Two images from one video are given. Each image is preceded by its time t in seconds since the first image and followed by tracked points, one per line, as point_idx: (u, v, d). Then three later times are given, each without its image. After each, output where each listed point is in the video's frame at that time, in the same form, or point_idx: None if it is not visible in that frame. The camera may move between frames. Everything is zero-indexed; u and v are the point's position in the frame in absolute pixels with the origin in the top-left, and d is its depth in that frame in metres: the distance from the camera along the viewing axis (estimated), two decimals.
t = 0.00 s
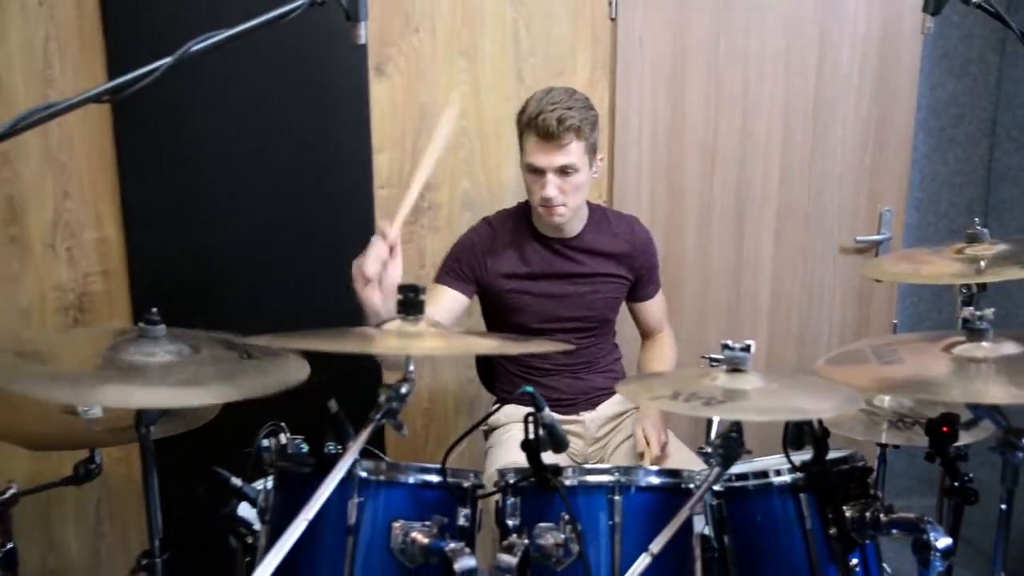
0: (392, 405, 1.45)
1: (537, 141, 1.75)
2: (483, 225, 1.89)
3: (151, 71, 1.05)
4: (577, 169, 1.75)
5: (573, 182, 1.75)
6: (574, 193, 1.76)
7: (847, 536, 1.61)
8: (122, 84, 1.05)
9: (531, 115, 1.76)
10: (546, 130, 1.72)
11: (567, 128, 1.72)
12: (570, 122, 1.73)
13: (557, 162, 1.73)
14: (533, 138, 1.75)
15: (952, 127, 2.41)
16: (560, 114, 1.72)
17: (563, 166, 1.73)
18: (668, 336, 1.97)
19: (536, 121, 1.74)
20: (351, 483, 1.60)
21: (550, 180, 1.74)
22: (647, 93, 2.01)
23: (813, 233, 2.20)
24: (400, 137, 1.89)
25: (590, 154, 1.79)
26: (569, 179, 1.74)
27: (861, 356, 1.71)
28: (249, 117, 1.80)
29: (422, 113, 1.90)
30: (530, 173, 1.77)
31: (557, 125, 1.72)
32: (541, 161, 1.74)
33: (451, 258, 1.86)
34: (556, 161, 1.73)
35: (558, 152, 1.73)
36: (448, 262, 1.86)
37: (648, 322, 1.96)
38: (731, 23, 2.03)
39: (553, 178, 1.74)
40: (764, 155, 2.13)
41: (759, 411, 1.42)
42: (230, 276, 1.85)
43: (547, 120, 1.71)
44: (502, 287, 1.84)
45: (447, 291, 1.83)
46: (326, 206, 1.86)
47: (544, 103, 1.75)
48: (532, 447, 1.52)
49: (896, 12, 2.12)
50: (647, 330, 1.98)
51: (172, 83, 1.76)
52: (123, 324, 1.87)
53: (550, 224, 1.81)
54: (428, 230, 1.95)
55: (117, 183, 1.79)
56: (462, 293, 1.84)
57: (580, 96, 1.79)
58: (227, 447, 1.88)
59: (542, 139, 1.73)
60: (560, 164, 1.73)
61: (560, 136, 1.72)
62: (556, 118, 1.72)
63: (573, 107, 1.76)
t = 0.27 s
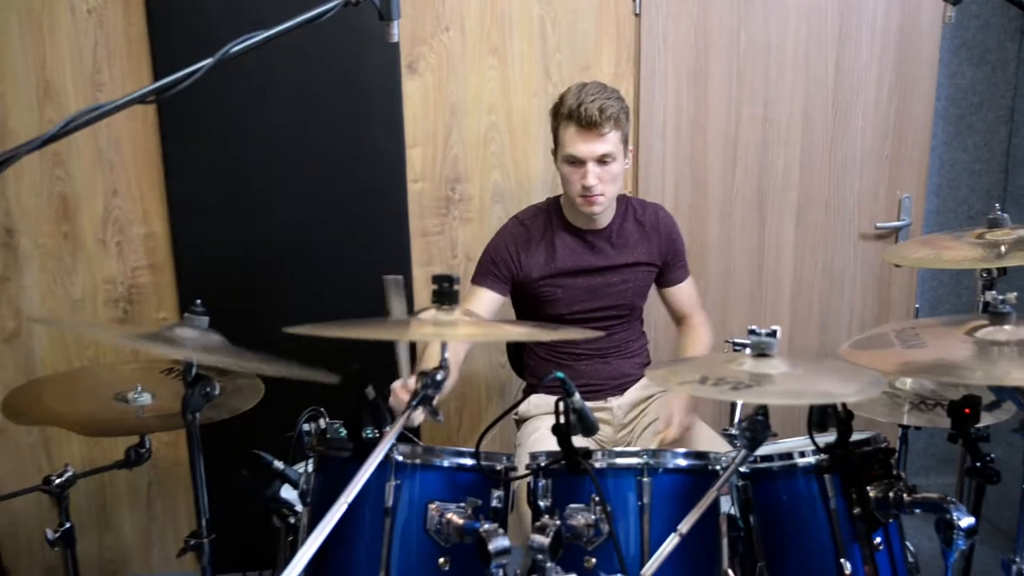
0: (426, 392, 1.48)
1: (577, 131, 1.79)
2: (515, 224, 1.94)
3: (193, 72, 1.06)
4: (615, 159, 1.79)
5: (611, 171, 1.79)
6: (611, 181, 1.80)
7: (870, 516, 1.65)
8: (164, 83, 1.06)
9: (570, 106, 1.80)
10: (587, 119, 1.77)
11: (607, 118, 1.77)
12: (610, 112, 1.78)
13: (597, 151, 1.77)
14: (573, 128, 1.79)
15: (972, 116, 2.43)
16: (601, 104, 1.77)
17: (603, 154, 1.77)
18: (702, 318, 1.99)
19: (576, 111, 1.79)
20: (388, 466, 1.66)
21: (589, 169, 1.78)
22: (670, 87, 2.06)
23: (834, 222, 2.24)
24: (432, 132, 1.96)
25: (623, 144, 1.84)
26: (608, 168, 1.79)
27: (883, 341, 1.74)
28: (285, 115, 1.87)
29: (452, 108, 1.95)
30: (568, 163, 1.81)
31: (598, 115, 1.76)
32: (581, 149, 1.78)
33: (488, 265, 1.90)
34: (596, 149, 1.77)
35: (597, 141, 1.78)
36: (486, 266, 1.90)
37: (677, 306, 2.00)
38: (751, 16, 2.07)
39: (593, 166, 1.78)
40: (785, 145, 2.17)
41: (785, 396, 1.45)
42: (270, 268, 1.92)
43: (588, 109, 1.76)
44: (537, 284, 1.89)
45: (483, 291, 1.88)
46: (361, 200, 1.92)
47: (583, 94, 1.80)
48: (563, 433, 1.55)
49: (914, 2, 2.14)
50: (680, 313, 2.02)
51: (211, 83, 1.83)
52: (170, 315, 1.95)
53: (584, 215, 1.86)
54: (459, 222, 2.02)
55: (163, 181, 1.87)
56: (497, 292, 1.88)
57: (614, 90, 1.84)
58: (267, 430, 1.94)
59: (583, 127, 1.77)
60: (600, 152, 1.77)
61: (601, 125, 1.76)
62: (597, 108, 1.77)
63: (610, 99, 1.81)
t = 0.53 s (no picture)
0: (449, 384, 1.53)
1: (585, 128, 1.84)
2: (535, 214, 2.00)
3: (223, 74, 1.10)
4: (623, 154, 1.84)
5: (619, 166, 1.84)
6: (621, 175, 1.85)
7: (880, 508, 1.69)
8: (195, 85, 1.11)
9: (579, 103, 1.85)
10: (592, 116, 1.82)
11: (613, 113, 1.81)
12: (616, 108, 1.82)
13: (604, 146, 1.82)
14: (581, 125, 1.84)
15: (982, 115, 2.46)
16: (605, 100, 1.81)
17: (610, 150, 1.82)
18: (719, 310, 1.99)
19: (583, 109, 1.84)
20: (410, 456, 1.71)
21: (597, 164, 1.84)
22: (685, 86, 2.10)
23: (844, 218, 2.28)
24: (454, 132, 2.02)
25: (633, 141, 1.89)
26: (615, 163, 1.83)
27: (894, 338, 1.78)
28: (311, 115, 1.93)
29: (473, 109, 2.01)
30: (579, 159, 1.87)
31: (603, 111, 1.81)
32: (589, 145, 1.84)
33: (506, 248, 1.96)
34: (603, 145, 1.83)
35: (604, 137, 1.83)
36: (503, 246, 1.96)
37: (693, 297, 2.04)
38: (765, 17, 2.11)
39: (601, 162, 1.83)
40: (797, 142, 2.21)
41: (795, 390, 1.50)
42: (296, 263, 1.99)
43: (593, 106, 1.81)
44: (555, 271, 1.94)
45: (498, 273, 1.94)
46: (385, 198, 1.99)
47: (590, 92, 1.85)
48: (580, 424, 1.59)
49: (926, 3, 2.17)
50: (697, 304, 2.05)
51: (240, 84, 1.89)
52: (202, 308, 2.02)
53: (598, 210, 1.91)
54: (480, 219, 2.08)
55: (195, 180, 1.94)
56: (513, 275, 1.94)
57: (624, 86, 1.88)
58: (295, 419, 2.01)
59: (589, 125, 1.82)
60: (607, 148, 1.83)
61: (607, 122, 1.81)
62: (602, 104, 1.82)
63: (617, 95, 1.85)
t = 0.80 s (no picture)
0: (450, 375, 1.65)
1: (595, 131, 1.98)
2: (533, 222, 2.15)
3: (241, 87, 1.28)
4: (626, 157, 1.99)
5: (623, 169, 1.99)
6: (622, 178, 2.00)
7: (847, 491, 1.85)
8: (217, 97, 1.29)
9: (590, 109, 1.99)
10: (604, 120, 1.96)
11: (622, 120, 1.97)
12: (624, 116, 1.97)
13: (612, 149, 1.96)
14: (591, 128, 1.97)
15: (939, 130, 2.64)
16: (616, 107, 1.96)
17: (618, 153, 1.96)
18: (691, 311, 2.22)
19: (595, 114, 1.98)
20: (413, 441, 1.84)
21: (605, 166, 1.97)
22: (671, 101, 2.26)
23: (816, 225, 2.44)
24: (458, 141, 2.18)
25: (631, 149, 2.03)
26: (620, 166, 1.98)
27: (862, 333, 1.93)
28: (323, 126, 2.08)
29: (475, 121, 2.17)
30: (585, 160, 1.99)
31: (614, 117, 1.96)
32: (598, 147, 1.97)
33: (507, 261, 2.10)
34: (611, 147, 1.97)
35: (612, 140, 1.97)
36: (506, 261, 2.10)
37: (670, 298, 2.21)
38: (743, 39, 2.26)
39: (608, 163, 1.97)
40: (773, 156, 2.37)
41: (771, 383, 1.64)
42: (309, 261, 2.14)
43: (606, 111, 1.95)
44: (552, 275, 2.08)
45: (504, 287, 2.07)
46: (393, 202, 2.14)
47: (599, 99, 1.99)
48: (572, 414, 1.72)
49: (891, 29, 2.34)
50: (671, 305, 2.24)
51: (258, 98, 2.04)
52: (224, 303, 2.18)
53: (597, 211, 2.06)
54: (482, 222, 2.24)
55: (219, 184, 2.09)
56: (516, 286, 2.08)
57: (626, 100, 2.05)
58: (303, 407, 2.16)
59: (600, 128, 1.96)
60: (615, 151, 1.96)
61: (617, 126, 1.96)
62: (613, 110, 1.96)
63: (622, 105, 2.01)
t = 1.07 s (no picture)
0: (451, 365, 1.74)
1: (596, 155, 2.05)
2: (530, 210, 2.28)
3: (260, 88, 1.37)
4: (621, 177, 2.09)
5: (617, 186, 2.10)
6: (614, 192, 2.12)
7: (823, 481, 1.97)
8: (236, 98, 1.37)
9: (595, 135, 2.04)
10: (608, 149, 2.03)
11: (624, 149, 2.04)
12: (626, 143, 2.05)
13: (611, 173, 2.06)
14: (594, 153, 2.04)
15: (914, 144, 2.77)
16: (621, 138, 2.03)
17: (616, 177, 2.06)
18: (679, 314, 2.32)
19: (599, 141, 2.04)
20: (417, 428, 1.95)
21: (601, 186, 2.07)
22: (663, 112, 2.40)
23: (797, 231, 2.57)
24: (462, 146, 2.33)
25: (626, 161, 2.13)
26: (615, 185, 2.09)
27: (839, 333, 2.06)
28: (334, 129, 2.20)
29: (479, 128, 2.32)
30: (583, 177, 2.08)
31: (618, 147, 2.03)
32: (598, 171, 2.05)
33: (506, 238, 2.24)
34: (611, 171, 2.06)
35: (612, 165, 2.06)
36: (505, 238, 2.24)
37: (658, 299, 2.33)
38: (733, 55, 2.39)
39: (606, 185, 2.07)
40: (758, 165, 2.50)
41: (755, 377, 1.74)
42: (319, 257, 2.28)
43: (612, 142, 2.02)
44: (544, 261, 2.21)
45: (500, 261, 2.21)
46: (400, 202, 2.27)
47: (605, 124, 2.04)
48: (566, 404, 1.82)
49: (871, 48, 2.47)
50: (661, 307, 2.35)
51: (275, 103, 2.17)
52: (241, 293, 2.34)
53: (587, 214, 2.17)
54: (484, 223, 2.40)
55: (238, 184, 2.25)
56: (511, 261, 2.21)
57: (624, 117, 2.11)
58: (310, 395, 2.28)
59: (603, 156, 2.03)
60: (613, 175, 2.06)
61: (620, 156, 2.04)
62: (617, 141, 2.03)
63: (623, 128, 2.07)
